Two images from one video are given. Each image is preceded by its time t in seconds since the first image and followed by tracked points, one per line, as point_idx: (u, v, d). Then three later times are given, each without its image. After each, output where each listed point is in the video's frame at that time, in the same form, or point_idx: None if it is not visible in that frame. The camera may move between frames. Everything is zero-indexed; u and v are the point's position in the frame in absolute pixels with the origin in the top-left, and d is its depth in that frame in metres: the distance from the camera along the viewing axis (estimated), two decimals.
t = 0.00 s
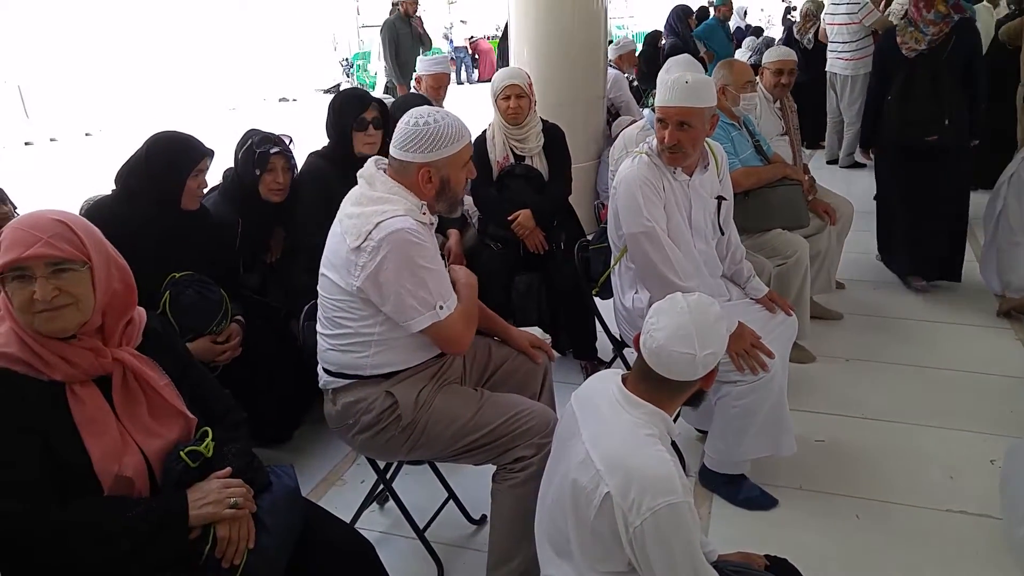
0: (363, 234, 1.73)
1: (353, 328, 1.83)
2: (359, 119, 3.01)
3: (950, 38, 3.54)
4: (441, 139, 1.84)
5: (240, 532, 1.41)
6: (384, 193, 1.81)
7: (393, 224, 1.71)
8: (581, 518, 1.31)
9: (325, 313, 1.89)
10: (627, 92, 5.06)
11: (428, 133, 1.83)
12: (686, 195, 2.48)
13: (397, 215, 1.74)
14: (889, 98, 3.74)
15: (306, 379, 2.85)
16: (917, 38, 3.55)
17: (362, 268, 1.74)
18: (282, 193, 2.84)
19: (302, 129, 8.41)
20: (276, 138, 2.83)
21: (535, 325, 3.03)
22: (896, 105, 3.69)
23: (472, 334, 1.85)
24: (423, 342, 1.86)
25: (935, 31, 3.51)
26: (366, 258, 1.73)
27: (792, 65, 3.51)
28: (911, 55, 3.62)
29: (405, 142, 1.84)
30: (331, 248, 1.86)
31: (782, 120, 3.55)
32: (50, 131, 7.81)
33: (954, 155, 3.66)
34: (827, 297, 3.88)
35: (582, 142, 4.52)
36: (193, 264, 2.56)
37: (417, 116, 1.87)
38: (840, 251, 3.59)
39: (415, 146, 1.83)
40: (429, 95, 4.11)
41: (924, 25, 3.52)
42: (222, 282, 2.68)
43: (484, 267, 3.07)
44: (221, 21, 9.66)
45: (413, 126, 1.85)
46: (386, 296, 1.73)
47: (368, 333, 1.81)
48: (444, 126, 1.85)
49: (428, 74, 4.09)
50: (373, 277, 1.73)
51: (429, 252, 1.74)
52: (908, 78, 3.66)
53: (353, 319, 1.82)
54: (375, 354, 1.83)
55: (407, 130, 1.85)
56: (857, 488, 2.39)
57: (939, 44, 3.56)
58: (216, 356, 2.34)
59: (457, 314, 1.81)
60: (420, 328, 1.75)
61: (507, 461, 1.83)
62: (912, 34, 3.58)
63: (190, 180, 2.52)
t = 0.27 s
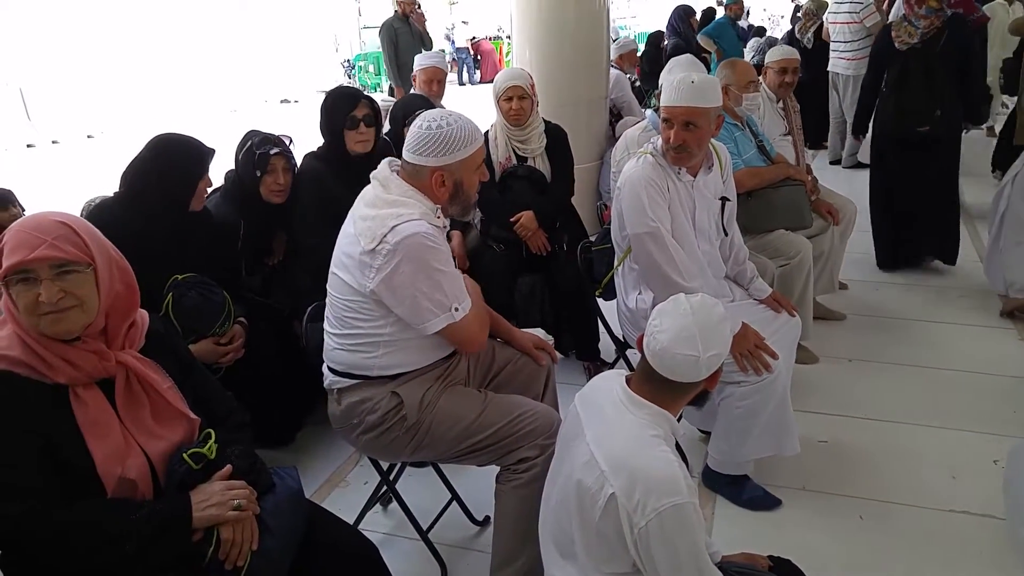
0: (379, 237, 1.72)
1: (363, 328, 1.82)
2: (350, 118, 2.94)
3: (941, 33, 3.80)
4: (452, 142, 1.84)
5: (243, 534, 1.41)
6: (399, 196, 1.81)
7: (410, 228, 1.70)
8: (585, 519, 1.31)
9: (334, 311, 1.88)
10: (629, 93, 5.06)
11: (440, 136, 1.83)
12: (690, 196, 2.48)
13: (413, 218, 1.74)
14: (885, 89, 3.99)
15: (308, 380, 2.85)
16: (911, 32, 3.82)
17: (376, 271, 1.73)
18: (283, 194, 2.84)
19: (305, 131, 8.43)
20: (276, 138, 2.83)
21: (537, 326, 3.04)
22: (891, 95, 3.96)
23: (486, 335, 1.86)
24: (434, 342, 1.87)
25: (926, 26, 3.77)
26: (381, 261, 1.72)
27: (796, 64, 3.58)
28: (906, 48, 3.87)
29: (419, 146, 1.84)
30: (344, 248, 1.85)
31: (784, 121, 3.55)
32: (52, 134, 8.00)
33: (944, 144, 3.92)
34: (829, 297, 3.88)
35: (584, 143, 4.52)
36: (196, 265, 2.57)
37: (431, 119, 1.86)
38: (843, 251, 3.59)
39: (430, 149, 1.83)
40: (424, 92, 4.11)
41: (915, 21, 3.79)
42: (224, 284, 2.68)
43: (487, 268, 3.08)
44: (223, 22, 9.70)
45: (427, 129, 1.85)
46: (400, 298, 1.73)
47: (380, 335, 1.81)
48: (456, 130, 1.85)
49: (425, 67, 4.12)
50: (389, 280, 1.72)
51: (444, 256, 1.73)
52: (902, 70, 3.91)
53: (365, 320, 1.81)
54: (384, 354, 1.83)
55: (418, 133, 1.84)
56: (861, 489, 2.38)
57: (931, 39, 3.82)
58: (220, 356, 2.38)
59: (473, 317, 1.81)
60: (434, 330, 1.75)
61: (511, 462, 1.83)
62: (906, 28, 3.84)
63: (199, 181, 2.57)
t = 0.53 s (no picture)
0: (393, 241, 1.72)
1: (373, 328, 1.82)
2: (342, 118, 2.96)
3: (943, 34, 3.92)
4: (464, 146, 1.84)
5: (243, 537, 1.41)
6: (413, 200, 1.80)
7: (425, 232, 1.70)
8: (587, 521, 1.31)
9: (343, 311, 1.88)
10: (630, 93, 5.05)
11: (451, 141, 1.83)
12: (693, 196, 2.48)
13: (428, 222, 1.73)
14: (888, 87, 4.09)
15: (310, 382, 2.85)
16: (913, 33, 3.92)
17: (390, 274, 1.73)
18: (283, 194, 2.84)
19: (306, 132, 8.43)
20: (276, 139, 2.82)
21: (539, 328, 3.06)
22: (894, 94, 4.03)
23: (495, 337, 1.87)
24: (443, 342, 1.87)
25: (928, 26, 3.88)
26: (395, 264, 1.71)
27: (800, 63, 3.58)
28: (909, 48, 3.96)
29: (432, 149, 1.84)
30: (355, 249, 1.84)
31: (786, 121, 3.55)
32: (52, 135, 8.00)
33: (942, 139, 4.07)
34: (830, 298, 3.87)
35: (586, 143, 4.51)
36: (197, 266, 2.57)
37: (443, 122, 1.86)
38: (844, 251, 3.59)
39: (442, 152, 1.83)
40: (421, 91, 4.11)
41: (918, 21, 3.90)
42: (225, 285, 2.68)
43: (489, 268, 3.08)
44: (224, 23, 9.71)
45: (439, 132, 1.84)
46: (413, 301, 1.72)
47: (391, 336, 1.81)
48: (468, 132, 1.85)
49: (422, 62, 4.13)
50: (403, 283, 1.72)
51: (458, 260, 1.74)
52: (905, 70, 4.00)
53: (376, 321, 1.81)
54: (393, 354, 1.83)
55: (432, 135, 1.84)
56: (863, 489, 2.38)
57: (934, 39, 3.93)
58: (220, 358, 2.37)
59: (486, 320, 1.82)
60: (446, 332, 1.75)
61: (514, 463, 1.83)
62: (908, 30, 3.94)
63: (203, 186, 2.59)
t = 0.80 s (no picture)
0: (402, 242, 1.71)
1: (378, 329, 1.82)
2: (335, 119, 2.95)
3: (951, 33, 4.09)
4: (474, 149, 1.83)
5: (243, 538, 1.41)
6: (422, 202, 1.80)
7: (435, 234, 1.70)
8: (587, 522, 1.31)
9: (347, 310, 1.87)
10: (630, 93, 5.05)
11: (461, 144, 1.83)
12: (694, 196, 2.48)
13: (438, 224, 1.73)
14: (897, 83, 4.27)
15: (310, 382, 2.85)
16: (920, 30, 4.10)
17: (398, 275, 1.73)
18: (283, 195, 2.83)
19: (306, 132, 8.42)
20: (276, 139, 2.81)
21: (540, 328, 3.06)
22: (902, 90, 4.22)
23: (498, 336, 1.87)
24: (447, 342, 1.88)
25: (935, 24, 4.06)
26: (404, 265, 1.71)
27: (802, 62, 3.58)
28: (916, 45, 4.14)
29: (441, 151, 1.83)
30: (362, 249, 1.83)
31: (786, 121, 3.55)
32: (53, 134, 7.88)
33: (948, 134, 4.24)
34: (831, 298, 3.87)
35: (585, 143, 4.51)
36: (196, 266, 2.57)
37: (452, 124, 1.86)
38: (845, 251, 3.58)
39: (451, 154, 1.82)
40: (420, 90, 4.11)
41: (926, 20, 4.07)
42: (225, 285, 2.68)
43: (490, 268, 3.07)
44: (222, 21, 9.71)
45: (448, 134, 1.84)
46: (421, 303, 1.73)
47: (394, 336, 1.81)
48: (478, 135, 1.85)
49: (422, 62, 4.12)
50: (411, 284, 1.72)
51: (466, 261, 1.74)
52: (913, 66, 4.19)
53: (381, 322, 1.81)
54: (397, 355, 1.83)
55: (442, 138, 1.84)
56: (863, 490, 2.38)
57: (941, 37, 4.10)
58: (220, 359, 2.37)
59: (489, 322, 1.82)
60: (453, 334, 1.76)
61: (514, 463, 1.83)
62: (917, 27, 4.12)
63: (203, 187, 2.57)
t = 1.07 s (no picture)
0: (393, 241, 1.71)
1: (375, 330, 1.82)
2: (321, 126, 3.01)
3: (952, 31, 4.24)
4: (466, 142, 1.84)
5: (243, 540, 1.42)
6: (413, 200, 1.80)
7: (426, 232, 1.70)
8: (586, 522, 1.31)
9: (342, 313, 1.87)
10: (629, 93, 5.05)
11: (451, 138, 1.83)
12: (693, 195, 2.48)
13: (429, 222, 1.73)
14: (901, 78, 4.44)
15: (310, 382, 2.85)
16: (922, 28, 4.26)
17: (391, 274, 1.73)
18: (282, 194, 2.83)
19: (306, 133, 8.42)
20: (273, 138, 2.82)
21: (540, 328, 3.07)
22: (906, 86, 4.40)
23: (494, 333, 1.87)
24: (443, 341, 1.88)
25: (937, 21, 4.21)
26: (396, 264, 1.71)
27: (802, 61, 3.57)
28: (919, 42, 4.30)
29: (431, 147, 1.83)
30: (354, 250, 1.83)
31: (786, 121, 3.55)
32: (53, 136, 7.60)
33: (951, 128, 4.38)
34: (831, 298, 3.86)
35: (584, 143, 4.51)
36: (196, 267, 2.57)
37: (438, 118, 1.86)
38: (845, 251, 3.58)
39: (441, 148, 1.82)
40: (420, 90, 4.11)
41: (929, 18, 4.22)
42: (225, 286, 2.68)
43: (490, 269, 3.08)
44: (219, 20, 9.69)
45: (435, 129, 1.84)
46: (416, 301, 1.73)
47: (390, 336, 1.81)
48: (467, 127, 1.85)
49: (421, 62, 4.12)
50: (404, 283, 1.72)
51: (458, 257, 1.74)
52: (915, 62, 4.36)
53: (376, 323, 1.81)
54: (395, 356, 1.83)
55: (431, 134, 1.83)
56: (862, 489, 2.38)
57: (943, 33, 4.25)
58: (220, 360, 2.39)
59: (487, 321, 1.83)
60: (450, 331, 1.76)
61: (515, 463, 1.83)
62: (920, 24, 4.28)
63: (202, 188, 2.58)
